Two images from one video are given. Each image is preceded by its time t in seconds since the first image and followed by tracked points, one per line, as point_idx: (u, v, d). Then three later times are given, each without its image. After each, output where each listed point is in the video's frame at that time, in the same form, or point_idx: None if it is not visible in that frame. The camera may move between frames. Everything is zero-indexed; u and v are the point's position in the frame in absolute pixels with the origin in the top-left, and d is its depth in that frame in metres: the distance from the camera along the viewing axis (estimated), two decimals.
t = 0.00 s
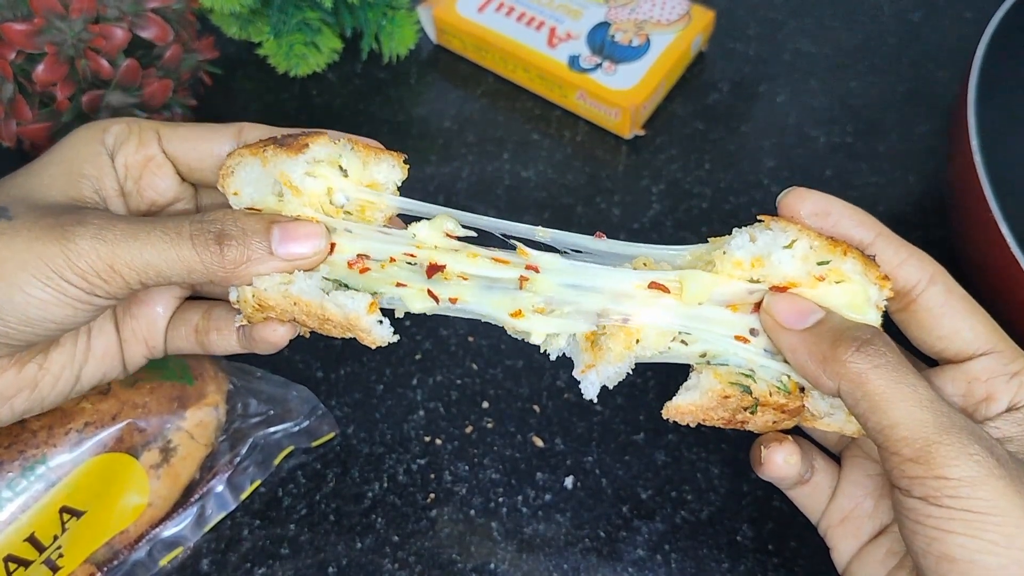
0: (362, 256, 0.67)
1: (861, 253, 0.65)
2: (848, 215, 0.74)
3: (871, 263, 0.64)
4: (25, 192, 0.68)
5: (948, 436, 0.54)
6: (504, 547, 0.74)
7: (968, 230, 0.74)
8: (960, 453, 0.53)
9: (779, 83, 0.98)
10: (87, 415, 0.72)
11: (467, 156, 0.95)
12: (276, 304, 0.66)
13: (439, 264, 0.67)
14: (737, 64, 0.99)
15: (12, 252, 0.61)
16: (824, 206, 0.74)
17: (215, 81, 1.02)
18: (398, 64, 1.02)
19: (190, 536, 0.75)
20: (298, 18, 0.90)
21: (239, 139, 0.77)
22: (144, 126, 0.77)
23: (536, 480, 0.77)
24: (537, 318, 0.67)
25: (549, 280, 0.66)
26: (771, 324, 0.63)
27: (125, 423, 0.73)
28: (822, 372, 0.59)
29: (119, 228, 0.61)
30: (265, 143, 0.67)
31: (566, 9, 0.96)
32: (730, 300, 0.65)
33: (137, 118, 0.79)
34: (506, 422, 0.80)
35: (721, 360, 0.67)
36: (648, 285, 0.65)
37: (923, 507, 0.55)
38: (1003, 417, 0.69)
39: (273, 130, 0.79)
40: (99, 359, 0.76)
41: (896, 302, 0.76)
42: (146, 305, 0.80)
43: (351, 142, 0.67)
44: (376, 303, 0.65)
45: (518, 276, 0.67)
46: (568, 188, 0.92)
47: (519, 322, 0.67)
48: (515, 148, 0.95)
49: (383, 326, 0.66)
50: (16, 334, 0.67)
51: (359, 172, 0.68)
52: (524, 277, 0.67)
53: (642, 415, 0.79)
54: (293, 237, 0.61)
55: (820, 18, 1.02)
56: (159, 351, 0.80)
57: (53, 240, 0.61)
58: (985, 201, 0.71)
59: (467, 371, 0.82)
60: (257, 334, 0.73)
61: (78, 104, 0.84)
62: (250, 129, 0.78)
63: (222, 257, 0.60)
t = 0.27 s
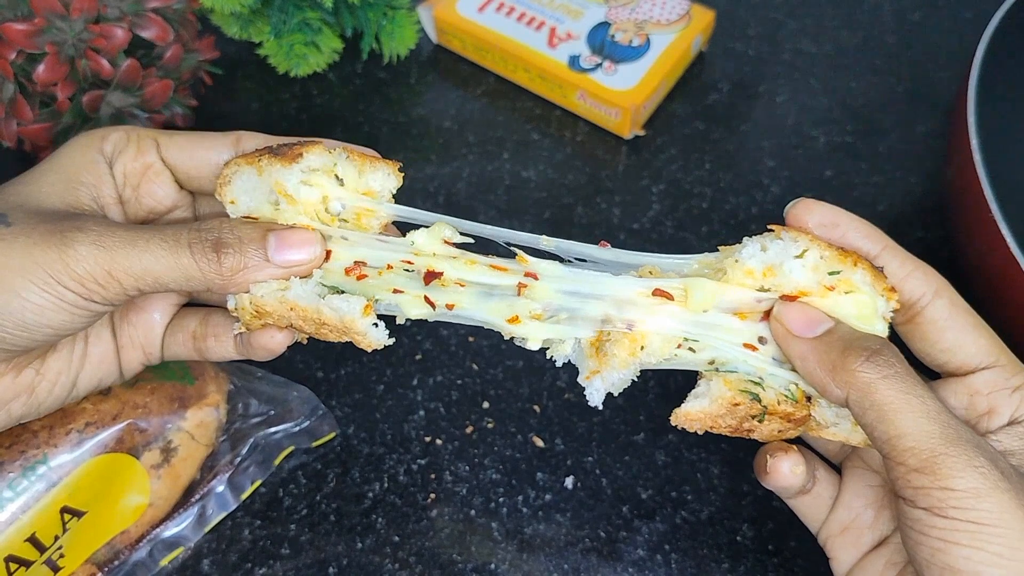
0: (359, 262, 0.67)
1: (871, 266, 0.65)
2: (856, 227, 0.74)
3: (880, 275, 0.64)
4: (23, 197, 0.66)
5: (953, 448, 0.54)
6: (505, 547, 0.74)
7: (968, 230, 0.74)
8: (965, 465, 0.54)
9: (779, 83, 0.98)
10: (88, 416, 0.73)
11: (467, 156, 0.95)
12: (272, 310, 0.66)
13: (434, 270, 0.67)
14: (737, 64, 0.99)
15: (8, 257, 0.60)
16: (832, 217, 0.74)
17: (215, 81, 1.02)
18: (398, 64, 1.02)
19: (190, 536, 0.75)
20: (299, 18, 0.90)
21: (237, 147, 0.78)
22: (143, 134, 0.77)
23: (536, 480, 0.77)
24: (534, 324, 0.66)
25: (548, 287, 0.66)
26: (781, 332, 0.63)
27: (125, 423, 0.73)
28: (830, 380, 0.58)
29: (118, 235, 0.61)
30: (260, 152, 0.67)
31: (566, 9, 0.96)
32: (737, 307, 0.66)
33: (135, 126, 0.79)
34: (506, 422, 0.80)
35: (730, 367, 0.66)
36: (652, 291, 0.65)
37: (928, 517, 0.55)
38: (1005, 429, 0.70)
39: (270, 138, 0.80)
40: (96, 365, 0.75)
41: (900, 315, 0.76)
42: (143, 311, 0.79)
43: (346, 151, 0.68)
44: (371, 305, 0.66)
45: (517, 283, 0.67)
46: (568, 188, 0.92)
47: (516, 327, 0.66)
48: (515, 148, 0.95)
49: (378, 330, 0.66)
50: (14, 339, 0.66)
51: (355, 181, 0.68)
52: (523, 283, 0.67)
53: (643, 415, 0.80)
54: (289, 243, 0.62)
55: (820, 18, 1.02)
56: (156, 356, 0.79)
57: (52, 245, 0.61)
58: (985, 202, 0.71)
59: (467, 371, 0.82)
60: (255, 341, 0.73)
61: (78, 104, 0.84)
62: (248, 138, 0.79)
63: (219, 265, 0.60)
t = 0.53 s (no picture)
0: (355, 257, 0.67)
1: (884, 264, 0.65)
2: (869, 225, 0.73)
3: (893, 274, 0.64)
4: (17, 194, 0.68)
5: (965, 449, 0.54)
6: (504, 547, 0.74)
7: (969, 230, 0.74)
8: (977, 466, 0.54)
9: (779, 83, 0.98)
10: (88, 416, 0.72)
11: (467, 156, 0.95)
12: (264, 302, 0.66)
13: (431, 266, 0.67)
14: (737, 64, 0.99)
15: None
16: (845, 215, 0.72)
17: (215, 81, 1.02)
18: (398, 64, 1.02)
19: (190, 537, 0.75)
20: (298, 18, 0.90)
21: (231, 143, 0.78)
22: (137, 131, 0.77)
23: (536, 481, 0.77)
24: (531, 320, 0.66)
25: (546, 284, 0.66)
26: (792, 330, 0.62)
27: (125, 423, 0.73)
28: (841, 380, 0.58)
29: (110, 228, 0.61)
30: (251, 145, 0.67)
31: (566, 9, 0.96)
32: (747, 305, 0.66)
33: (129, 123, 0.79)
34: (505, 422, 0.80)
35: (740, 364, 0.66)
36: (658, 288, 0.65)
37: (941, 518, 0.55)
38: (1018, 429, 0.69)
39: (263, 133, 0.80)
40: (90, 361, 0.76)
41: (912, 314, 0.75)
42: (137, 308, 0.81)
43: (338, 143, 0.67)
44: (361, 296, 0.65)
45: (514, 279, 0.67)
46: (568, 188, 0.92)
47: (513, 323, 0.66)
48: (515, 148, 0.95)
49: (370, 321, 0.65)
50: (5, 333, 0.66)
51: (347, 173, 0.68)
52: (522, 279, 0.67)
53: (643, 415, 0.80)
54: (280, 236, 0.61)
55: (820, 18, 1.02)
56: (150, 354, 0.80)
57: (44, 238, 0.61)
58: (985, 201, 0.71)
59: (466, 371, 0.82)
60: (248, 335, 0.74)
61: (78, 105, 0.84)
62: (242, 133, 0.79)
63: (211, 257, 0.60)
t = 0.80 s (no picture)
0: (353, 250, 0.66)
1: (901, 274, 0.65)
2: (886, 234, 0.73)
3: (910, 284, 0.65)
4: (14, 188, 0.68)
5: (983, 459, 0.54)
6: (504, 548, 0.74)
7: (968, 231, 0.74)
8: (995, 476, 0.54)
9: (779, 84, 0.98)
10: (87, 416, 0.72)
11: (467, 157, 0.95)
12: (261, 294, 0.66)
13: (433, 262, 0.66)
14: (737, 64, 0.99)
15: None
16: (863, 223, 0.73)
17: (215, 82, 1.02)
18: (398, 64, 1.02)
19: (190, 537, 0.75)
20: (299, 19, 0.90)
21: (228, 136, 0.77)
22: (133, 125, 0.77)
23: (536, 481, 0.77)
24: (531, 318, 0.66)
25: (551, 283, 0.66)
26: (808, 338, 0.62)
27: (125, 423, 0.73)
28: (859, 388, 0.58)
29: (106, 221, 0.61)
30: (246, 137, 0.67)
31: (566, 10, 0.96)
32: (763, 312, 0.65)
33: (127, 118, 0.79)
34: (506, 422, 0.80)
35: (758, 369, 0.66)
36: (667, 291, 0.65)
37: (958, 527, 0.56)
38: None
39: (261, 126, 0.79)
40: (87, 357, 0.74)
41: (927, 324, 0.74)
42: (135, 302, 0.78)
43: (334, 134, 0.67)
44: (357, 285, 0.65)
45: (517, 278, 0.66)
46: (568, 188, 0.92)
47: (514, 321, 0.66)
48: (515, 148, 0.95)
49: (365, 311, 0.65)
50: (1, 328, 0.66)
51: (343, 164, 0.68)
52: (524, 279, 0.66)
53: (643, 415, 0.80)
54: (277, 228, 0.61)
55: (820, 18, 1.02)
56: (149, 348, 0.78)
57: (39, 232, 0.61)
58: (985, 201, 0.71)
59: (467, 372, 0.82)
60: (245, 328, 0.73)
61: (78, 105, 0.84)
62: (239, 127, 0.78)
63: (207, 249, 0.60)
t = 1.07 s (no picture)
0: (353, 247, 0.66)
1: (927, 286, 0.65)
2: (909, 245, 0.73)
3: (934, 296, 0.64)
4: (10, 184, 0.68)
5: (1006, 473, 0.54)
6: (505, 548, 0.74)
7: (969, 230, 0.74)
8: (1018, 491, 0.54)
9: (779, 83, 0.98)
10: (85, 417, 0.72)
11: (467, 156, 0.95)
12: (258, 289, 0.66)
13: (435, 261, 0.66)
14: (737, 64, 0.99)
15: None
16: (886, 234, 0.72)
17: (215, 81, 1.02)
18: (398, 64, 1.02)
19: (190, 537, 0.75)
20: (299, 18, 0.90)
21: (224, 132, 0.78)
22: (130, 123, 0.77)
23: (536, 481, 0.77)
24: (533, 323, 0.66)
25: (555, 288, 0.66)
26: (832, 349, 0.61)
27: (125, 423, 0.72)
28: (881, 400, 0.57)
29: (102, 216, 0.61)
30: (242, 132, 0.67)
31: (566, 9, 0.96)
32: (784, 321, 0.65)
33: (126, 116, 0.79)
34: (506, 422, 0.80)
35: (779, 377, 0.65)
36: (680, 298, 0.64)
37: (980, 540, 0.56)
38: None
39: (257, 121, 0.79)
40: (86, 355, 0.75)
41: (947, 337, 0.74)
42: (133, 300, 0.80)
43: (330, 129, 0.67)
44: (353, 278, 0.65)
45: (522, 281, 0.66)
46: (568, 188, 0.92)
47: (515, 324, 0.66)
48: (515, 148, 0.95)
49: (362, 305, 0.66)
50: None
51: (341, 159, 0.68)
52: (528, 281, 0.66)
53: (643, 415, 0.80)
54: (274, 224, 0.61)
55: (821, 18, 1.02)
56: (147, 346, 0.79)
57: (35, 228, 0.61)
58: (985, 201, 0.71)
59: (467, 372, 0.82)
60: (244, 325, 0.73)
61: (78, 104, 0.84)
62: (235, 122, 0.78)
63: (203, 245, 0.59)
